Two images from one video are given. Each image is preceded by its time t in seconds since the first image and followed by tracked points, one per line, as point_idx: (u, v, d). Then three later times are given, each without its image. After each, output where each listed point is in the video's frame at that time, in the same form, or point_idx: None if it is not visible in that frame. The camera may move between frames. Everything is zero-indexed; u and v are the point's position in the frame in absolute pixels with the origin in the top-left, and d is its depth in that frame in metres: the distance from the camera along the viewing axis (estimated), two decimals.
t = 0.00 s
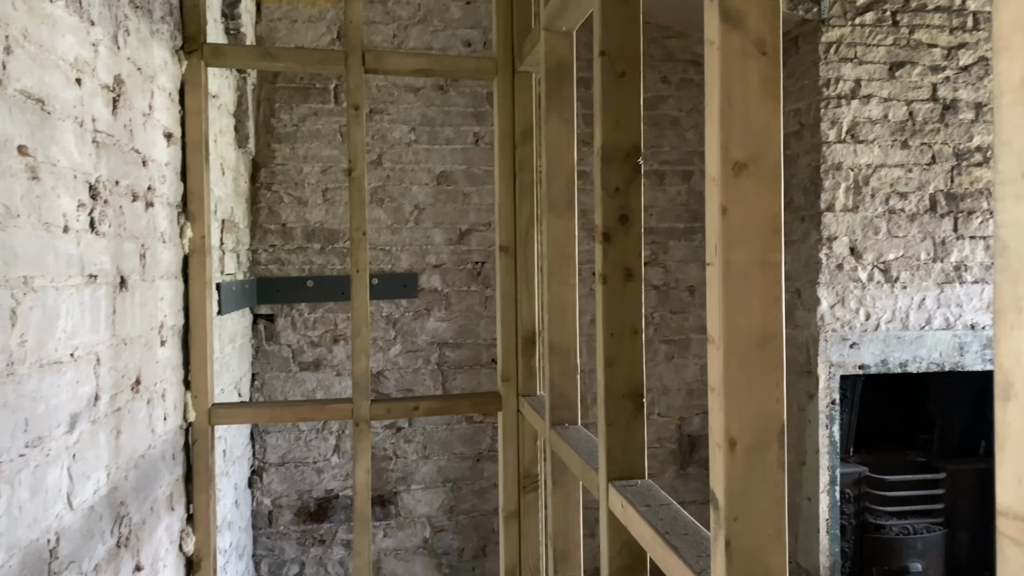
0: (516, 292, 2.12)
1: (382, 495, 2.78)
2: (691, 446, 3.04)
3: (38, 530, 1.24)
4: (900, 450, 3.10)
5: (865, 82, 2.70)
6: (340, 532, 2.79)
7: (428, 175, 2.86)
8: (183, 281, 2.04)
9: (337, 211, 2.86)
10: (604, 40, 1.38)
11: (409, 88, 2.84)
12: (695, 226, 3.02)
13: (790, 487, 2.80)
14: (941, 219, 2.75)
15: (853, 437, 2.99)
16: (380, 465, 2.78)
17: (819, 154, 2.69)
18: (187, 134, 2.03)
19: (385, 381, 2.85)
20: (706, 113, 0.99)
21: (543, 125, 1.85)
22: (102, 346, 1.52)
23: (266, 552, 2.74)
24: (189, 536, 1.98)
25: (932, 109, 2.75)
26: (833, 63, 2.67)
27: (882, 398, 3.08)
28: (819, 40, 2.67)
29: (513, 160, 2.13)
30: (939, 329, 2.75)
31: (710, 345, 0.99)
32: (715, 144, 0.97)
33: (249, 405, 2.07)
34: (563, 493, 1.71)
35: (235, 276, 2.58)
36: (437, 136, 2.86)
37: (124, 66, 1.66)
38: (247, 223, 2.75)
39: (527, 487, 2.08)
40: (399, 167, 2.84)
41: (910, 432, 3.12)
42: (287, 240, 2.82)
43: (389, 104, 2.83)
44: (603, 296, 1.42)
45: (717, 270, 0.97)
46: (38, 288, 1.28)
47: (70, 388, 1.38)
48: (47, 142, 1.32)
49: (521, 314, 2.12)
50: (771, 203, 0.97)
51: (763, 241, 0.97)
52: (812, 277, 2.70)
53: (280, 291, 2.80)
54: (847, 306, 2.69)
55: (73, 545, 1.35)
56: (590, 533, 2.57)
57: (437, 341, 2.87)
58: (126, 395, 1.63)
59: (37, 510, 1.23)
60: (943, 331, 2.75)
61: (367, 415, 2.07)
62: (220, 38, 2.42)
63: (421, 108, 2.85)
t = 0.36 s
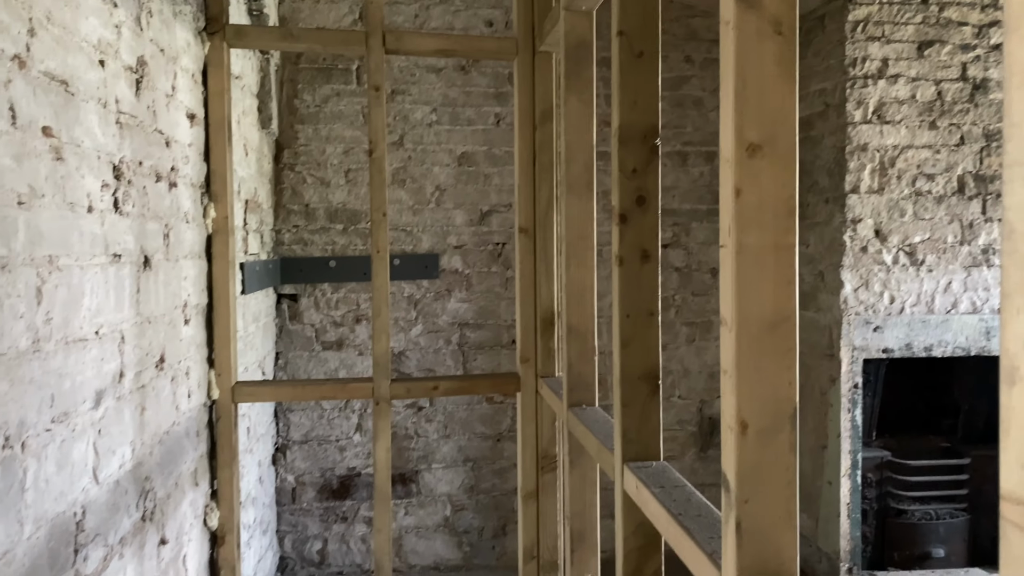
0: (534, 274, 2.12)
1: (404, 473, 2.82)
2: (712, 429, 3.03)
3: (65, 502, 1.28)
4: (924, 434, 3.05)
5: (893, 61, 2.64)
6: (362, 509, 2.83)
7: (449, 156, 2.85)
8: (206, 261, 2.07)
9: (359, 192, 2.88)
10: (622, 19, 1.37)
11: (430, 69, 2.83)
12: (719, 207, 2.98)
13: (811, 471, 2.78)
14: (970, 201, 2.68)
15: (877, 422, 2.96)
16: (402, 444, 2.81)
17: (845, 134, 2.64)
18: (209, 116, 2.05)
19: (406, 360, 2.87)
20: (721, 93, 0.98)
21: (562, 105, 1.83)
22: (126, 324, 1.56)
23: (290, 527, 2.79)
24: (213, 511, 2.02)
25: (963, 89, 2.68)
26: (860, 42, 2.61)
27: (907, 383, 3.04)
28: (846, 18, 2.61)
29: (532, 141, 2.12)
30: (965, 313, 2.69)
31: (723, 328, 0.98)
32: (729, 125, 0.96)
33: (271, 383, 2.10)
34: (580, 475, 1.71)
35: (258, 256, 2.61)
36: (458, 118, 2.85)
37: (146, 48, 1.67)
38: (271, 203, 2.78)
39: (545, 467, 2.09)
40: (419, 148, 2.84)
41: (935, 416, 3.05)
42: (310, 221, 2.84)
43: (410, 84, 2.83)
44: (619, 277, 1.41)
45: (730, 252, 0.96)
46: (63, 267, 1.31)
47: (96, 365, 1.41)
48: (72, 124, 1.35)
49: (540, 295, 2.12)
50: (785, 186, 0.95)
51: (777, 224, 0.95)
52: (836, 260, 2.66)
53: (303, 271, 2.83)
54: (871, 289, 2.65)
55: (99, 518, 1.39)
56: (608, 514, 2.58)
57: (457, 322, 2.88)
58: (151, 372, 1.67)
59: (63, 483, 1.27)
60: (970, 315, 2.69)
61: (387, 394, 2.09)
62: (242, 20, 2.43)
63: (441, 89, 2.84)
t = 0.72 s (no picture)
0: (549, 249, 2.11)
1: (420, 446, 2.84)
2: (727, 403, 3.02)
3: (87, 471, 1.30)
4: (942, 410, 3.03)
5: (916, 32, 2.57)
6: (379, 481, 2.87)
7: (464, 131, 2.84)
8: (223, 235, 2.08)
9: (374, 167, 2.87)
10: None
11: (444, 43, 2.81)
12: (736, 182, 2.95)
13: (827, 446, 2.77)
14: (992, 174, 2.63)
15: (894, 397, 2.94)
16: (418, 417, 2.83)
17: (866, 107, 2.59)
18: (224, 90, 2.05)
19: (422, 335, 2.88)
20: (738, 61, 0.96)
21: (577, 77, 1.81)
22: (144, 297, 1.57)
23: (308, 499, 2.83)
24: (233, 482, 2.04)
25: (987, 59, 2.61)
26: (883, 11, 2.55)
27: (927, 359, 3.04)
28: None
29: (547, 115, 2.10)
30: (986, 288, 2.65)
31: (738, 300, 0.97)
32: (746, 94, 0.94)
33: (288, 356, 2.12)
34: (595, 448, 1.71)
35: (275, 231, 2.62)
36: (473, 91, 2.83)
37: (160, 21, 1.67)
38: (287, 178, 2.79)
39: (560, 440, 2.09)
40: (434, 123, 2.83)
41: (953, 394, 3.03)
42: (326, 196, 2.84)
43: (425, 58, 2.80)
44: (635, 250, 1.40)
45: (747, 222, 0.95)
46: (81, 239, 1.32)
47: (115, 336, 1.43)
48: (87, 96, 1.35)
49: (555, 269, 2.11)
50: (804, 155, 0.94)
51: (795, 196, 0.94)
52: (855, 235, 2.63)
53: (320, 246, 2.84)
54: (890, 264, 2.61)
55: (121, 487, 1.42)
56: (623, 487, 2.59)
57: (472, 297, 2.88)
58: (169, 344, 1.69)
59: (85, 452, 1.30)
60: (991, 290, 2.65)
61: (403, 367, 2.10)
62: None
63: (456, 63, 2.82)
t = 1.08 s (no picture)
0: (559, 214, 2.10)
1: (432, 412, 2.86)
2: (738, 369, 3.02)
3: (102, 433, 1.31)
4: (954, 376, 3.02)
5: None
6: (392, 446, 2.89)
7: (473, 96, 2.81)
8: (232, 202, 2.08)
9: (383, 133, 2.85)
10: None
11: (452, 6, 2.76)
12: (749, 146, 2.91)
13: (838, 412, 2.77)
14: (1010, 137, 2.58)
15: (906, 362, 2.93)
16: (429, 383, 2.85)
17: (882, 69, 2.53)
18: (231, 55, 2.03)
19: (433, 303, 2.88)
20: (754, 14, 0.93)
21: (588, 38, 1.78)
22: (155, 261, 1.57)
23: (322, 464, 2.86)
24: (247, 446, 2.06)
25: (1008, 18, 2.54)
26: None
27: (939, 325, 3.02)
28: None
29: (557, 78, 2.07)
30: (1002, 253, 2.62)
31: (751, 258, 0.96)
32: (761, 48, 0.92)
33: (300, 322, 2.12)
34: (605, 412, 1.72)
35: (285, 198, 2.62)
36: (482, 56, 2.79)
37: None
38: (296, 145, 2.77)
39: (571, 405, 2.10)
40: (443, 89, 2.80)
41: (966, 358, 3.03)
42: (335, 163, 2.83)
43: (433, 22, 2.76)
44: (647, 213, 1.38)
45: (760, 180, 0.93)
46: (91, 203, 1.32)
47: (127, 300, 1.44)
48: (93, 59, 1.34)
49: (565, 235, 2.09)
50: (819, 110, 0.91)
51: (810, 153, 0.92)
52: (869, 199, 2.59)
53: (330, 213, 2.84)
54: (904, 229, 2.58)
55: (136, 449, 1.43)
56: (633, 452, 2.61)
57: (483, 264, 2.87)
58: (181, 309, 1.69)
59: (100, 414, 1.31)
60: (1006, 255, 2.62)
61: (414, 333, 2.11)
62: None
63: (465, 27, 2.78)
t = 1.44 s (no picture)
0: (568, 166, 2.07)
1: (440, 367, 2.88)
2: (747, 325, 3.01)
3: (113, 383, 1.32)
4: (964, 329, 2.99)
5: None
6: (401, 401, 2.91)
7: (480, 50, 2.76)
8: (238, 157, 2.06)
9: (388, 89, 2.81)
10: None
11: None
12: (760, 99, 2.86)
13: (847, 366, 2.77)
14: None
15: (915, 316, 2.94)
16: (438, 339, 2.86)
17: (897, 18, 2.46)
18: (233, 7, 2.00)
19: (440, 260, 2.87)
20: None
21: None
22: (161, 214, 1.57)
23: (332, 419, 2.89)
24: (258, 399, 2.08)
25: None
26: None
27: (951, 279, 2.99)
28: None
29: (566, 28, 2.03)
30: (1016, 205, 2.59)
31: (767, 201, 0.94)
32: None
33: (308, 277, 2.12)
34: (614, 363, 1.72)
35: (290, 154, 2.60)
36: (488, 8, 2.74)
37: None
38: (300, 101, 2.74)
39: (579, 357, 2.10)
40: (449, 42, 2.75)
41: (978, 312, 3.00)
42: (340, 119, 2.80)
43: None
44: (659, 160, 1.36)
45: (777, 119, 0.90)
46: (95, 153, 1.31)
47: (134, 253, 1.43)
48: (93, 6, 1.31)
49: (574, 188, 2.06)
50: (839, 47, 0.88)
51: (829, 91, 0.89)
52: (881, 152, 2.55)
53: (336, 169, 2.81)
54: (917, 181, 2.54)
55: (147, 400, 1.44)
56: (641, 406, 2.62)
57: (490, 221, 2.85)
58: (189, 263, 1.69)
59: (110, 364, 1.32)
60: (1020, 208, 2.58)
61: (423, 287, 2.10)
62: None
63: None
